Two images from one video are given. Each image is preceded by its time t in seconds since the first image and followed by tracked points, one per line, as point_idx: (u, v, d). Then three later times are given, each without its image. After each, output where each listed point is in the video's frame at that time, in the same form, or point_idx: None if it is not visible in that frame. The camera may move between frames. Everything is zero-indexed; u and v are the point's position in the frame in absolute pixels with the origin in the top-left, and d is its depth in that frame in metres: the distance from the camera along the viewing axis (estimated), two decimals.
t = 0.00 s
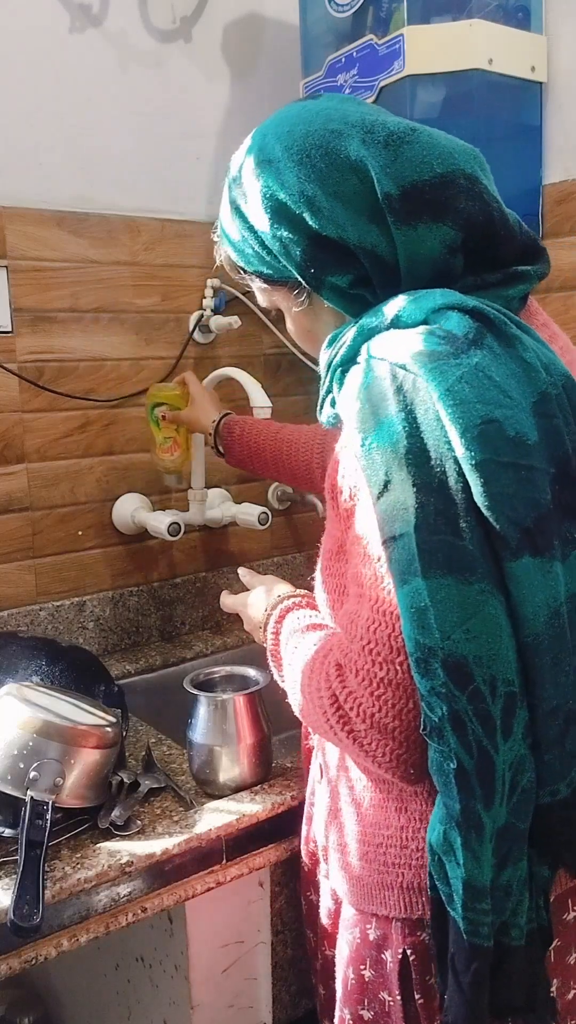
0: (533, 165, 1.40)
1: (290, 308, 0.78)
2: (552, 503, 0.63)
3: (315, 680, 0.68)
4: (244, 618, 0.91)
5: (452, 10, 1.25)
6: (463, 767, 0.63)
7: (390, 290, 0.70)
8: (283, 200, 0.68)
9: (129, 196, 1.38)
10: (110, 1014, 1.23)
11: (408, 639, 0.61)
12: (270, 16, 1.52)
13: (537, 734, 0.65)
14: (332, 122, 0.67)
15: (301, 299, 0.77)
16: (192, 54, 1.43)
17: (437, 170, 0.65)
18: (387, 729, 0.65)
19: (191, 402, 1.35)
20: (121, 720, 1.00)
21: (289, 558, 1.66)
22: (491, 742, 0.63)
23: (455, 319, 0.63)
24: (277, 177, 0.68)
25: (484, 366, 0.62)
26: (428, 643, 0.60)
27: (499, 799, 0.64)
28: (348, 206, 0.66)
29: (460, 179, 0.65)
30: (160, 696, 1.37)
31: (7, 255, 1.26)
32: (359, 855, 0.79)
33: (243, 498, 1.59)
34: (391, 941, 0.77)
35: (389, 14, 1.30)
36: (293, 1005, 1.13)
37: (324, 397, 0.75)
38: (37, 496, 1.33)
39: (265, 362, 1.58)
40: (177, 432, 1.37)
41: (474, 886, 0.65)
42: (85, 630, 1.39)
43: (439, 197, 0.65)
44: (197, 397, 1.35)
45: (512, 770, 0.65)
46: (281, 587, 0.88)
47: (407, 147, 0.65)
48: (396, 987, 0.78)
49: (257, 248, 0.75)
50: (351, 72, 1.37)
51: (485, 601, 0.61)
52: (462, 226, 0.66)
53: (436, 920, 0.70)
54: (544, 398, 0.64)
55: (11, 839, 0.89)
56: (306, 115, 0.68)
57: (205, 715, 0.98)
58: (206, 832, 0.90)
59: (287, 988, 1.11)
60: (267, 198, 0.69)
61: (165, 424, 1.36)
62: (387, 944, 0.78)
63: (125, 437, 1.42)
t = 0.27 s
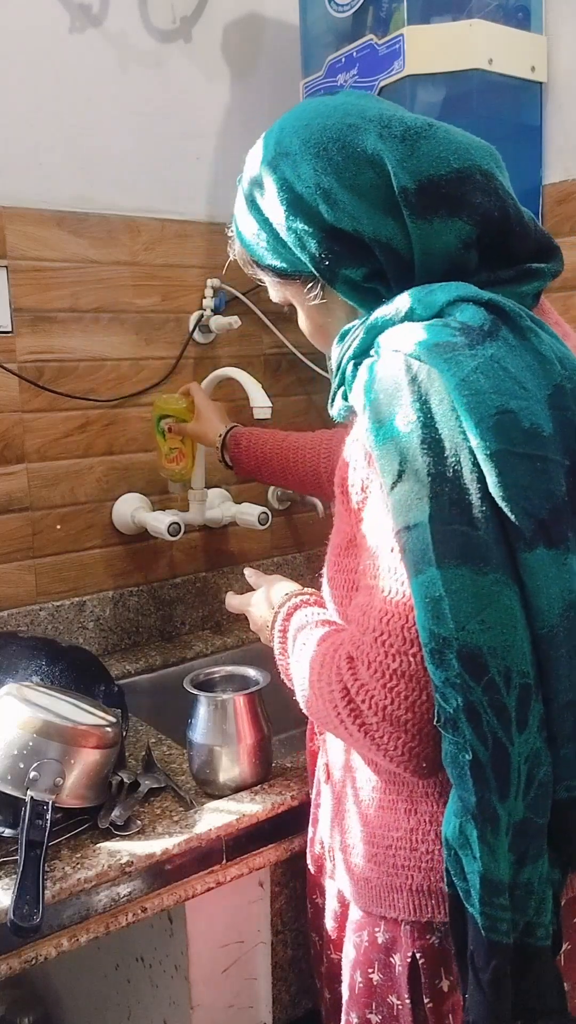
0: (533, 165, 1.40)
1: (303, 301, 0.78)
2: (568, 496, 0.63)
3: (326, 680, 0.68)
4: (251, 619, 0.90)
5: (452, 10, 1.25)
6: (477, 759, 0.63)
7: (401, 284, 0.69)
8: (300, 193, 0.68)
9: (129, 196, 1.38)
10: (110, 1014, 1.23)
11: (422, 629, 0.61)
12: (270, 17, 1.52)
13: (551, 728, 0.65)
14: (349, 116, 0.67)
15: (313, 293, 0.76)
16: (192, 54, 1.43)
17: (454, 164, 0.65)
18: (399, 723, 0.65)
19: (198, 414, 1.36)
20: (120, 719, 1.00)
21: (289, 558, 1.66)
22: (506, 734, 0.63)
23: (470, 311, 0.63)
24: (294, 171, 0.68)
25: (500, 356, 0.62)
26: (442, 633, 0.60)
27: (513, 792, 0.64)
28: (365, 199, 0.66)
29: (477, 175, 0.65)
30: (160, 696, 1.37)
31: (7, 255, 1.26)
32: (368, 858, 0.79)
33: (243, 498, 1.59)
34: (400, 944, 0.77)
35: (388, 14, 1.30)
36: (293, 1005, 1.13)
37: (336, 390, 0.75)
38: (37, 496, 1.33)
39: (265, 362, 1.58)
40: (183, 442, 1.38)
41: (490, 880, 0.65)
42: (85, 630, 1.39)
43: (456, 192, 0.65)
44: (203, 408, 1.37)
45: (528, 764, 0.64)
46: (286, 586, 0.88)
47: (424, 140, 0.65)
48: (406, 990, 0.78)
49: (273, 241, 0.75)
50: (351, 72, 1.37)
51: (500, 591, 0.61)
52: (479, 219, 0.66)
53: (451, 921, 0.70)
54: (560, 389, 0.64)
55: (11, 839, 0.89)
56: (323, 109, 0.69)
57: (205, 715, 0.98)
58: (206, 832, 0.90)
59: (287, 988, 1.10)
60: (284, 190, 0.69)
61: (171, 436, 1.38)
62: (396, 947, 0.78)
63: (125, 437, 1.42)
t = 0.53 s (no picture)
0: (533, 165, 1.39)
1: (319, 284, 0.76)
2: None
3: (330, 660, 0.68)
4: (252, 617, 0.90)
5: (452, 10, 1.26)
6: (478, 744, 0.63)
7: (415, 273, 0.69)
8: (324, 173, 0.68)
9: (129, 196, 1.38)
10: (109, 1014, 1.23)
11: (426, 611, 0.61)
12: (270, 17, 1.52)
13: (554, 718, 0.65)
14: (379, 101, 0.67)
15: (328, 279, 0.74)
16: (192, 54, 1.43)
17: (479, 156, 0.65)
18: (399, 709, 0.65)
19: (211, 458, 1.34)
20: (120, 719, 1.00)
21: (289, 558, 1.66)
22: (507, 720, 0.63)
23: (483, 300, 0.64)
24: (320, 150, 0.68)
25: (512, 343, 0.62)
26: (446, 616, 0.60)
27: (514, 780, 0.64)
28: (389, 182, 0.66)
29: (500, 168, 0.66)
30: (160, 696, 1.37)
31: (7, 255, 1.26)
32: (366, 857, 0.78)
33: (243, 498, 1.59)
34: (399, 947, 0.77)
35: (388, 14, 1.30)
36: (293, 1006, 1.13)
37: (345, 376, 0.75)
38: (37, 496, 1.33)
39: (265, 362, 1.58)
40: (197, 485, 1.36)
41: (487, 866, 0.65)
42: (85, 630, 1.39)
43: (478, 183, 0.65)
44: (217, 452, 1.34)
45: (529, 752, 0.64)
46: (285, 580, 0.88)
47: (453, 131, 0.66)
48: (405, 994, 0.77)
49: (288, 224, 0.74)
50: (351, 72, 1.37)
51: (506, 578, 0.61)
52: (498, 211, 0.66)
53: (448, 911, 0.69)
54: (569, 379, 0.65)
55: (11, 839, 0.88)
56: (353, 93, 0.69)
57: (205, 715, 0.98)
58: (206, 832, 0.90)
59: (287, 989, 1.10)
60: (308, 170, 0.68)
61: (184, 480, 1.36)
62: (395, 950, 0.78)
63: (125, 437, 1.42)
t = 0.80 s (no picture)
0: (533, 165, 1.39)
1: (356, 247, 0.74)
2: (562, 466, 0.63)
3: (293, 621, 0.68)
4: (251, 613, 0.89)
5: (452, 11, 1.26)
6: (432, 703, 0.63)
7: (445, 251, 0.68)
8: (387, 135, 0.67)
9: (129, 196, 1.38)
10: (109, 1014, 1.23)
11: (387, 566, 0.61)
12: (270, 16, 1.52)
13: (525, 691, 0.65)
14: (457, 83, 0.68)
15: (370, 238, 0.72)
16: (192, 54, 1.43)
17: (536, 157, 0.66)
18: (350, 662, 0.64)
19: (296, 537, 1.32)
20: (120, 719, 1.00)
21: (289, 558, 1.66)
22: (464, 683, 0.63)
23: (493, 280, 0.63)
24: (393, 111, 0.67)
25: (512, 320, 0.62)
26: (409, 576, 0.60)
27: (469, 744, 0.64)
28: (448, 155, 0.65)
29: (553, 173, 0.67)
30: (160, 696, 1.37)
31: (7, 255, 1.26)
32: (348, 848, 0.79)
33: (243, 498, 1.59)
34: (381, 945, 0.77)
35: (388, 14, 1.30)
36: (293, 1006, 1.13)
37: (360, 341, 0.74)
38: (37, 496, 1.33)
39: (265, 362, 1.58)
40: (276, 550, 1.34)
41: (439, 822, 0.65)
42: (85, 630, 1.39)
43: (529, 180, 0.66)
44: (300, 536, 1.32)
45: (489, 721, 0.64)
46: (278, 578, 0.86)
47: (520, 129, 0.67)
48: (388, 994, 0.77)
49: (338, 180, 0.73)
50: (351, 72, 1.37)
51: (472, 547, 0.61)
52: (541, 209, 0.67)
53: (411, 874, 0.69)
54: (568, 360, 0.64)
55: (11, 839, 0.88)
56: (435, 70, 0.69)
57: (205, 715, 0.98)
58: (206, 832, 0.90)
59: (287, 989, 1.11)
60: (374, 128, 0.68)
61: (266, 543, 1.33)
62: (378, 947, 0.77)
63: (125, 436, 1.42)
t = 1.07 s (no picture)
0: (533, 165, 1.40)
1: (405, 224, 0.73)
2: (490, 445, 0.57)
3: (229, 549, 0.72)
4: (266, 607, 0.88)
5: (452, 10, 1.26)
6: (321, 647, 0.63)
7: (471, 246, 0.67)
8: (453, 127, 0.67)
9: (129, 196, 1.38)
10: (109, 1014, 1.23)
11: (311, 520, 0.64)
12: (271, 17, 1.52)
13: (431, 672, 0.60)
14: (532, 96, 0.68)
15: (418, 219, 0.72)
16: (192, 54, 1.43)
17: None
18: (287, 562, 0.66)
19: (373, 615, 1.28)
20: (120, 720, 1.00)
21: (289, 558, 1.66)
22: (352, 639, 0.62)
23: (467, 273, 0.62)
24: (469, 103, 0.67)
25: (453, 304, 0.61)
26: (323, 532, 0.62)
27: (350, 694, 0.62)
28: (508, 160, 0.65)
29: None
30: (160, 696, 1.37)
31: (7, 255, 1.26)
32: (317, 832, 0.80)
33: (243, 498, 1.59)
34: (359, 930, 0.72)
35: (389, 14, 1.30)
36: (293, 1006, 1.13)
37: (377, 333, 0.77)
38: (37, 496, 1.33)
39: (265, 362, 1.58)
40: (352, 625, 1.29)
41: (306, 750, 0.63)
42: (85, 630, 1.39)
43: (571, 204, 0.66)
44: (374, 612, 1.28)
45: (369, 677, 0.61)
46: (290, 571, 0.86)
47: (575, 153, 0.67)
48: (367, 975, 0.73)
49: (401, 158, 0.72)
50: (351, 72, 1.37)
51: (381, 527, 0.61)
52: (571, 228, 0.67)
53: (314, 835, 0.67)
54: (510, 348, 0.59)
55: (11, 839, 0.88)
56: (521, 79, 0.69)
57: (205, 715, 0.99)
58: (206, 832, 0.90)
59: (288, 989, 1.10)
60: (444, 117, 0.67)
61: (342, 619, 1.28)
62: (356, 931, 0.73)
63: (125, 437, 1.42)
